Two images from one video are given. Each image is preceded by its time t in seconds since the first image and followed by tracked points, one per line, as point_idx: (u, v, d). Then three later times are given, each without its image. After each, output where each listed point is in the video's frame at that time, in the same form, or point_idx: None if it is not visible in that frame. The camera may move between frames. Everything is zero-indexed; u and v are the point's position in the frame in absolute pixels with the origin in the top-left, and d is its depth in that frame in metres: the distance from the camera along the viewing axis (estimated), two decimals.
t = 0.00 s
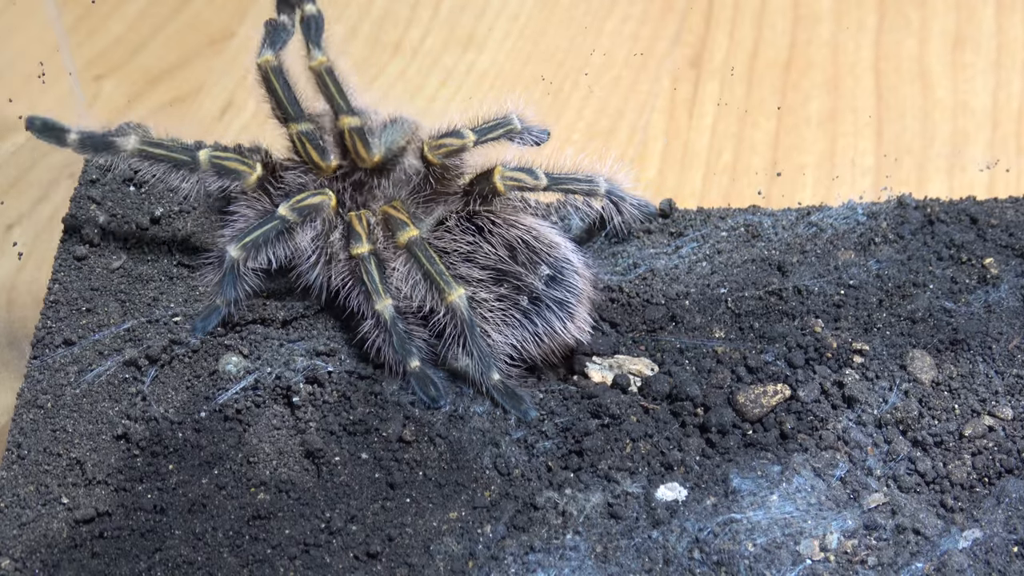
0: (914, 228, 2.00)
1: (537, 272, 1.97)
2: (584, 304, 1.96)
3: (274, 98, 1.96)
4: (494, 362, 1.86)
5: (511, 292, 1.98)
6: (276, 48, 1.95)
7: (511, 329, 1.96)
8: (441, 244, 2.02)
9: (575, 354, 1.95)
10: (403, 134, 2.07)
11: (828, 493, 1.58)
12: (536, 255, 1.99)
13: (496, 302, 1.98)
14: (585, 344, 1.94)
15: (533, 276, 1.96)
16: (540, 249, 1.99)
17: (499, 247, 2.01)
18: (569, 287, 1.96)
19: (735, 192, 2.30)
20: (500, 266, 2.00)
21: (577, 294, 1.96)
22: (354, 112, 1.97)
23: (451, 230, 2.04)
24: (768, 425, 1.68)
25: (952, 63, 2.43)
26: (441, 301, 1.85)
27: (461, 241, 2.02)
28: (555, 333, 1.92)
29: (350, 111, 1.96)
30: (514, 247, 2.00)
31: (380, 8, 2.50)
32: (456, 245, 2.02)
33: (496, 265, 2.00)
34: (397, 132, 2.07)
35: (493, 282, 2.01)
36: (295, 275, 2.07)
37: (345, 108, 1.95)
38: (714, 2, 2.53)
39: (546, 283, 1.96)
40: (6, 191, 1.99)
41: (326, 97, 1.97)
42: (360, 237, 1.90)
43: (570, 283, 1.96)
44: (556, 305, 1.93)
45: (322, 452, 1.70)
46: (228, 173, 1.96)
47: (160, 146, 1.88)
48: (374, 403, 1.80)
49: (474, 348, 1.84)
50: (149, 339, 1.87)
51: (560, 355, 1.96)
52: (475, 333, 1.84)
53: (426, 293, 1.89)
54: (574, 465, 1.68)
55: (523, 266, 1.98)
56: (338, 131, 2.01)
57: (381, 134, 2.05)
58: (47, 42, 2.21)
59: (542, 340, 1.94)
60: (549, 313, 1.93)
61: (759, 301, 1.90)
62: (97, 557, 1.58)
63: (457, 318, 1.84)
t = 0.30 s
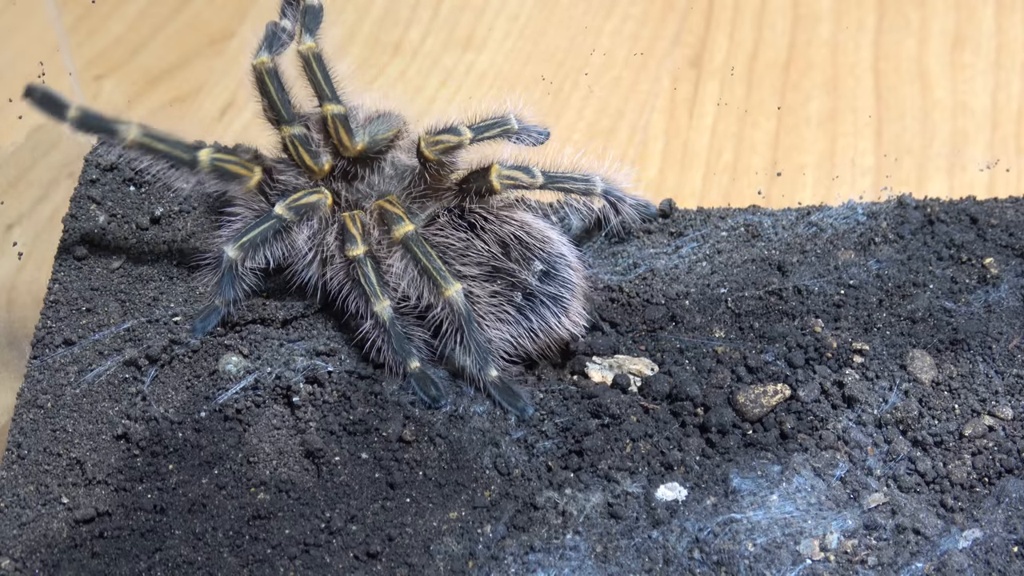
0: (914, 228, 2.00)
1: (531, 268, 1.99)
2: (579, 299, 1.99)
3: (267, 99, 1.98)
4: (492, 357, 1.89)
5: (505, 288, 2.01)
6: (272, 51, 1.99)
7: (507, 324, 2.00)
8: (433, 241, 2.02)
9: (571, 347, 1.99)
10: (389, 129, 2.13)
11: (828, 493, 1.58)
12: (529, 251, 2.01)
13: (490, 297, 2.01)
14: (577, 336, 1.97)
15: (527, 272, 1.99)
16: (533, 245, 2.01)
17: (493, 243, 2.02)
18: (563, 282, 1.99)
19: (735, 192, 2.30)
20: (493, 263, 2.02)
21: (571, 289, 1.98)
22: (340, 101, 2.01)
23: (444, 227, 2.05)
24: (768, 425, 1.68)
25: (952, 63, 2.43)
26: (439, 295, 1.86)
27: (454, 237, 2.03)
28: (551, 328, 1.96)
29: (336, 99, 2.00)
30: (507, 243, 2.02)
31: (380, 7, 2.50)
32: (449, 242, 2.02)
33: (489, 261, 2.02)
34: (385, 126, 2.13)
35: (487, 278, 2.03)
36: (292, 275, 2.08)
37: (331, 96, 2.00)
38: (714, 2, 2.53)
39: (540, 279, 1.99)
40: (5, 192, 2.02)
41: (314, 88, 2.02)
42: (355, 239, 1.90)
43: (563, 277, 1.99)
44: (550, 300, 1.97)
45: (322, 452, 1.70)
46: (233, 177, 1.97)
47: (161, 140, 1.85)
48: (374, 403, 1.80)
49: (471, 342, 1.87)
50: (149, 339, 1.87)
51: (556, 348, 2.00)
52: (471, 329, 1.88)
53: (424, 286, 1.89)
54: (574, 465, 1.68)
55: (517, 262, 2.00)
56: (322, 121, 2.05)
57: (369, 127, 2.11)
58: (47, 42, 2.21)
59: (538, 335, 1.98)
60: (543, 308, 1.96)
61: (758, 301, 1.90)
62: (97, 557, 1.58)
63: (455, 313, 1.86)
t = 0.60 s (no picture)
0: (914, 228, 2.00)
1: (530, 262, 1.97)
2: (577, 295, 1.97)
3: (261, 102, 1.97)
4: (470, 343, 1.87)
5: (504, 282, 1.98)
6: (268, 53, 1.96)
7: (505, 319, 1.97)
8: (432, 233, 2.01)
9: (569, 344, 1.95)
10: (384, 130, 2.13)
11: (828, 493, 1.58)
12: (529, 246, 1.99)
13: (489, 293, 1.99)
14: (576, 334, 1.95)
15: (527, 266, 1.96)
16: (533, 240, 1.99)
17: (493, 237, 2.00)
18: (562, 278, 1.96)
19: (735, 192, 2.30)
20: (493, 257, 2.00)
21: (570, 285, 1.96)
22: (337, 103, 2.00)
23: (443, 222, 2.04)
24: (769, 425, 1.68)
25: (952, 63, 2.43)
26: (424, 279, 1.85)
27: (454, 230, 2.02)
28: (549, 323, 1.92)
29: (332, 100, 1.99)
30: (507, 238, 2.00)
31: (380, 7, 2.50)
32: (449, 235, 2.01)
33: (489, 255, 2.00)
34: (380, 126, 2.13)
35: (487, 272, 2.00)
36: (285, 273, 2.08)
37: (328, 97, 1.99)
38: (714, 2, 2.53)
39: (539, 273, 1.96)
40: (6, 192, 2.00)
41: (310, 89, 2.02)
42: (352, 240, 1.90)
43: (562, 273, 1.97)
44: (549, 295, 1.94)
45: (322, 452, 1.70)
46: (216, 170, 1.98)
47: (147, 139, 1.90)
48: (374, 403, 1.80)
49: (451, 327, 1.85)
50: (149, 339, 1.88)
51: (554, 346, 1.95)
52: (455, 315, 1.85)
53: (409, 270, 1.89)
54: (574, 465, 1.68)
55: (516, 256, 1.98)
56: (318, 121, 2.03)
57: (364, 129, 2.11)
58: (47, 42, 2.21)
59: (536, 331, 1.94)
60: (543, 303, 1.93)
61: (758, 301, 1.90)
62: (97, 557, 1.58)
63: (439, 299, 1.84)
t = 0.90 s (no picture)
0: (914, 228, 2.00)
1: (516, 254, 1.97)
2: (563, 287, 1.98)
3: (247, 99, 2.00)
4: (468, 343, 1.88)
5: (491, 273, 1.99)
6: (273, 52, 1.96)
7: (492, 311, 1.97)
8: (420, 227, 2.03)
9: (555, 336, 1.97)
10: (374, 129, 2.15)
11: (828, 493, 1.58)
12: (515, 237, 2.00)
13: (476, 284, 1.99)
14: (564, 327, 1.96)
15: (514, 257, 1.97)
16: (518, 231, 2.00)
17: (479, 229, 2.01)
18: (548, 269, 1.97)
19: (735, 192, 2.29)
20: (480, 248, 2.00)
21: (556, 277, 1.97)
22: (334, 103, 1.99)
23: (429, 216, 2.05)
24: (769, 425, 1.68)
25: (952, 63, 2.43)
26: (419, 279, 1.85)
27: (440, 224, 2.03)
28: (537, 315, 1.93)
29: (329, 100, 1.98)
30: (494, 229, 2.01)
31: (380, 7, 2.50)
32: (436, 228, 2.02)
33: (476, 247, 2.00)
34: (369, 126, 2.14)
35: (474, 264, 2.01)
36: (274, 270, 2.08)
37: (324, 96, 1.98)
38: (714, 2, 2.53)
39: (526, 265, 1.96)
40: (6, 192, 2.01)
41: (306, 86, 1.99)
42: (345, 245, 1.90)
43: (548, 264, 1.98)
44: (536, 287, 1.94)
45: (322, 452, 1.70)
46: (220, 156, 1.98)
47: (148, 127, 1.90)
48: (374, 403, 1.80)
49: (450, 327, 1.86)
50: (149, 339, 1.88)
51: (541, 338, 1.97)
52: (452, 315, 1.86)
53: (404, 270, 1.88)
54: (574, 465, 1.68)
55: (503, 247, 1.99)
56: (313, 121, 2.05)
57: (353, 128, 2.12)
58: (47, 42, 2.21)
59: (523, 322, 1.94)
60: (529, 294, 1.94)
61: (759, 301, 1.90)
62: (97, 557, 1.58)
63: (436, 299, 1.85)
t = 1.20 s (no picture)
0: (914, 228, 2.00)
1: (503, 241, 2.01)
2: (546, 272, 2.04)
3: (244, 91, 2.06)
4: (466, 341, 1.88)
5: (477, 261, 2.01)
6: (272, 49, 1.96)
7: (479, 300, 1.98)
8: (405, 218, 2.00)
9: (539, 322, 2.01)
10: (358, 128, 2.15)
11: (828, 493, 1.58)
12: (500, 224, 2.02)
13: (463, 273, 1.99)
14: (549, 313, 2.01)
15: (500, 245, 2.00)
16: (503, 219, 2.03)
17: (464, 217, 2.01)
18: (533, 255, 2.02)
19: (735, 192, 2.30)
20: (465, 236, 2.01)
21: (539, 263, 2.02)
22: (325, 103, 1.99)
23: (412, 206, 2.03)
24: (769, 425, 1.68)
25: (952, 63, 2.43)
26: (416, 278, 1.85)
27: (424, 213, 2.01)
28: (525, 301, 1.97)
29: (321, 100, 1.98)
30: (479, 217, 2.02)
31: (380, 7, 2.49)
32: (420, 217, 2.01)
33: (461, 235, 2.01)
34: (354, 123, 2.14)
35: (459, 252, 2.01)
36: (262, 268, 2.07)
37: (317, 97, 1.98)
38: (714, 2, 2.53)
39: (512, 251, 2.00)
40: (7, 191, 2.00)
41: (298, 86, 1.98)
42: (339, 249, 1.86)
43: (533, 250, 2.03)
44: (524, 273, 1.99)
45: (322, 452, 1.70)
46: (219, 144, 1.98)
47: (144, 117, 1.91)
48: (374, 403, 1.80)
49: (449, 327, 1.86)
50: (149, 339, 1.88)
51: (526, 324, 2.01)
52: (449, 315, 1.86)
53: (403, 270, 1.88)
54: (574, 465, 1.68)
55: (488, 235, 2.01)
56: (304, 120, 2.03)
57: (341, 126, 2.10)
58: (47, 42, 2.21)
59: (511, 309, 1.98)
60: (517, 281, 1.97)
61: (759, 301, 1.90)
62: (97, 557, 1.58)
63: (433, 298, 1.84)
